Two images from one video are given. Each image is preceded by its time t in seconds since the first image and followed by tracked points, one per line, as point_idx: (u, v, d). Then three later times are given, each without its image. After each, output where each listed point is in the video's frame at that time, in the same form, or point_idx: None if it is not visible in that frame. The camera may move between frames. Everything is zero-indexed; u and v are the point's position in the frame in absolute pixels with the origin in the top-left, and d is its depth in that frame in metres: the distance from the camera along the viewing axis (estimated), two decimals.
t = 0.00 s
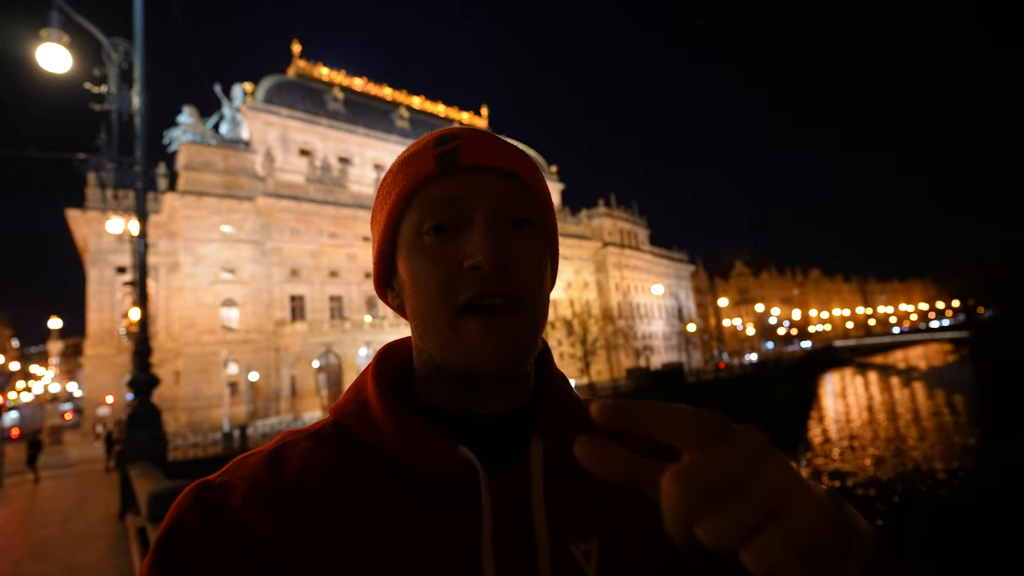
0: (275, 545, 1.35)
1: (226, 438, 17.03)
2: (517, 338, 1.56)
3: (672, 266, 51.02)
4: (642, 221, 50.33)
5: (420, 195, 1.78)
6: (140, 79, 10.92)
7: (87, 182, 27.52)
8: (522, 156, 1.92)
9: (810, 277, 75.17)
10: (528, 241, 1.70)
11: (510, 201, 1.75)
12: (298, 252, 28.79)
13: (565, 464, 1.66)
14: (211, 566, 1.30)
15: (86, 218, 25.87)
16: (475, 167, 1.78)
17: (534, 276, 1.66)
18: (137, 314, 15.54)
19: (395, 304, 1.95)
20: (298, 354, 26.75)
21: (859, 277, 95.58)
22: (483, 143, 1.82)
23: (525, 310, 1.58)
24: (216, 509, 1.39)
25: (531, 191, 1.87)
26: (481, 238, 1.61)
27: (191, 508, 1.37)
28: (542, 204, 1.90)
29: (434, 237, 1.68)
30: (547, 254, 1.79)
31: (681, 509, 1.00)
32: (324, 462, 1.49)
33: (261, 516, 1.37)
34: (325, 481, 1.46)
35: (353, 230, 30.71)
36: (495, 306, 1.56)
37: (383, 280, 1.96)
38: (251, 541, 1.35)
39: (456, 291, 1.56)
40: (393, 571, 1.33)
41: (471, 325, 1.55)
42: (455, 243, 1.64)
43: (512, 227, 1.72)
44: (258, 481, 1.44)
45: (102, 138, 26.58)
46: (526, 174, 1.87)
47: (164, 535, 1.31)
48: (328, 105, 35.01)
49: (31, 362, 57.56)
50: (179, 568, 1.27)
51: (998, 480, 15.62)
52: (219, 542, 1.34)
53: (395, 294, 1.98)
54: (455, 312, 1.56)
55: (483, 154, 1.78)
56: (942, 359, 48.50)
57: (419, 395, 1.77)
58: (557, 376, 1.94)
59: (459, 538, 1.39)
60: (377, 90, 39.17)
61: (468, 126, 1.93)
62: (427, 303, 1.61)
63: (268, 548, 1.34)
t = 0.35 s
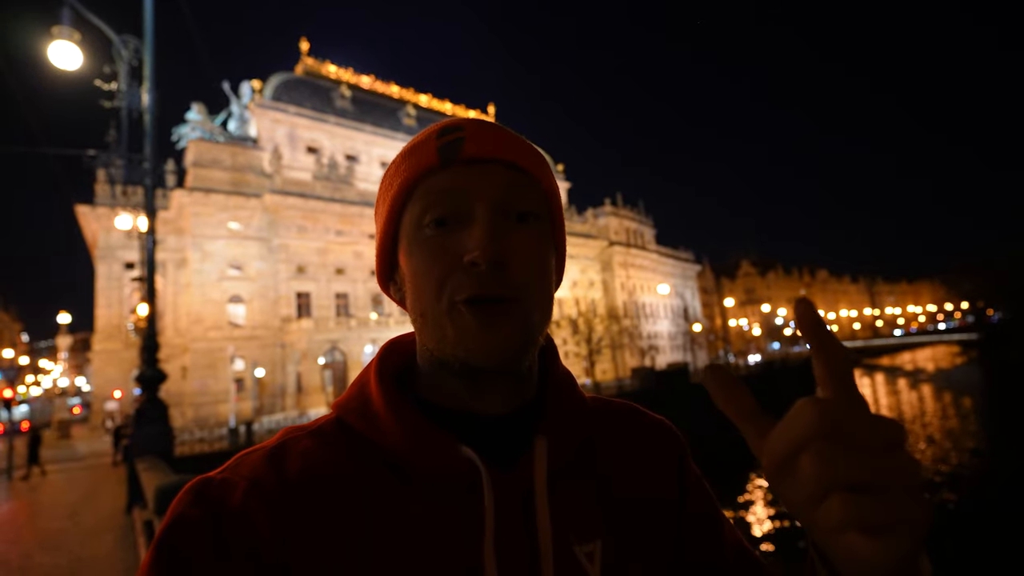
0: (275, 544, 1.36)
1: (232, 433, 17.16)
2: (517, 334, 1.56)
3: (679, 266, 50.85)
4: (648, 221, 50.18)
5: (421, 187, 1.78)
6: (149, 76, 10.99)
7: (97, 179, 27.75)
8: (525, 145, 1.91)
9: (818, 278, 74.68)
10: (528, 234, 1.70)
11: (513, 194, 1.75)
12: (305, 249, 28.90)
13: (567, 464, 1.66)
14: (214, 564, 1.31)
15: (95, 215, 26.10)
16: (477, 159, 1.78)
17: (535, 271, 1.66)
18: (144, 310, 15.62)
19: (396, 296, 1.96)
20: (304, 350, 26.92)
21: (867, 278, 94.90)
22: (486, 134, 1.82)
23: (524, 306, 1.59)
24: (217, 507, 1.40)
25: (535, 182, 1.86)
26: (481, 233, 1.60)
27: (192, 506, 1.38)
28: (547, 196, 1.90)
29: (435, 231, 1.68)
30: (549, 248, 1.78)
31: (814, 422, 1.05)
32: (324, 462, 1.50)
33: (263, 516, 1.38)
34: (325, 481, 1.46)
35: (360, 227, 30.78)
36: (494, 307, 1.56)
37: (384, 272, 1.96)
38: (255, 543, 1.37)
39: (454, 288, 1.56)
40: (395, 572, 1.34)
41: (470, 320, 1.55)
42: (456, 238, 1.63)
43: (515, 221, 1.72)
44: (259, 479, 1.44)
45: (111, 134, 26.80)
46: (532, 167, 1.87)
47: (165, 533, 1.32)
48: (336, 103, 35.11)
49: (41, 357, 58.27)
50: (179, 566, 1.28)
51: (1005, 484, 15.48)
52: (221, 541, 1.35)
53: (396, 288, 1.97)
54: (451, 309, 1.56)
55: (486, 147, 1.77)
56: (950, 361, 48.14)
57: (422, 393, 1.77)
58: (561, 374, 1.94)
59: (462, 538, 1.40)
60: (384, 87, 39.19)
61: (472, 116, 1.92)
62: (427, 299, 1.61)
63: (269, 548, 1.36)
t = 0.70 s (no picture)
0: (277, 539, 1.36)
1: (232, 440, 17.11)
2: (521, 340, 1.57)
3: (680, 272, 50.82)
4: (649, 228, 50.19)
5: (430, 185, 1.78)
6: (153, 83, 11.08)
7: (100, 185, 27.87)
8: (537, 146, 1.90)
9: (819, 284, 74.63)
10: (537, 239, 1.70)
11: (524, 198, 1.75)
12: (306, 255, 28.93)
13: (569, 466, 1.66)
14: (214, 560, 1.31)
15: (98, 221, 26.20)
16: (488, 159, 1.77)
17: (542, 275, 1.66)
18: (146, 316, 15.63)
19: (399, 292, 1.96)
20: (305, 357, 26.93)
21: (868, 285, 94.77)
22: (498, 135, 1.81)
23: (530, 313, 1.60)
24: (217, 502, 1.39)
25: (546, 184, 1.86)
26: (490, 237, 1.61)
27: (192, 499, 1.37)
28: (557, 199, 1.89)
29: (444, 231, 1.69)
30: (558, 252, 1.79)
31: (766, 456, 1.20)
32: (327, 458, 1.48)
33: (265, 512, 1.37)
34: (326, 479, 1.45)
35: (361, 234, 30.82)
36: (501, 308, 1.58)
37: (388, 267, 1.96)
38: (256, 538, 1.36)
39: (462, 290, 1.57)
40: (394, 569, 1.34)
41: (477, 325, 1.57)
42: (464, 239, 1.64)
43: (523, 224, 1.72)
44: (260, 473, 1.43)
45: (115, 141, 26.95)
46: (543, 168, 1.86)
47: (164, 528, 1.30)
48: (338, 110, 35.28)
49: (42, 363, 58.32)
50: (180, 564, 1.27)
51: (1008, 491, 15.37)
52: (220, 535, 1.35)
53: (400, 282, 1.97)
54: (458, 311, 1.57)
55: (497, 147, 1.76)
56: (953, 368, 47.94)
57: (425, 389, 1.76)
58: (563, 373, 1.93)
59: (463, 538, 1.40)
60: (386, 95, 39.40)
61: (484, 114, 1.90)
62: (433, 300, 1.61)
63: (270, 544, 1.35)
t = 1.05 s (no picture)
0: (273, 540, 1.35)
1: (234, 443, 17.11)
2: (517, 331, 1.56)
3: (682, 275, 50.79)
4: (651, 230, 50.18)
5: (422, 184, 1.79)
6: (156, 88, 11.11)
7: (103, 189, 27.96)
8: (522, 145, 1.93)
9: (822, 287, 74.52)
10: (528, 234, 1.72)
11: (512, 193, 1.77)
12: (308, 258, 28.97)
13: (561, 465, 1.65)
14: (210, 559, 1.30)
15: (101, 225, 26.31)
16: (478, 157, 1.79)
17: (534, 269, 1.68)
18: (149, 320, 15.67)
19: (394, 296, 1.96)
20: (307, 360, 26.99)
21: (871, 288, 94.66)
22: (486, 135, 1.84)
23: (524, 303, 1.60)
24: (214, 502, 1.40)
25: (532, 185, 1.89)
26: (483, 230, 1.62)
27: (188, 502, 1.38)
28: (544, 199, 1.93)
29: (436, 228, 1.70)
30: (547, 248, 1.80)
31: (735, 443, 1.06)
32: (322, 459, 1.49)
33: (262, 511, 1.37)
34: (321, 478, 1.45)
35: (363, 237, 30.86)
36: (493, 300, 1.57)
37: (381, 272, 1.97)
38: (251, 539, 1.36)
39: (455, 282, 1.57)
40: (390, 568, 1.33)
41: (467, 316, 1.55)
42: (457, 234, 1.64)
43: (512, 220, 1.73)
44: (256, 474, 1.44)
45: (118, 145, 27.05)
46: (529, 166, 1.89)
47: (162, 527, 1.32)
48: (340, 114, 35.40)
49: (45, 365, 58.52)
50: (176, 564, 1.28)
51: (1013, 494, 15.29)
52: (214, 537, 1.34)
53: (393, 286, 1.98)
54: (456, 303, 1.56)
55: (486, 145, 1.79)
56: (956, 371, 47.79)
57: (418, 390, 1.77)
58: (559, 374, 1.94)
59: (460, 532, 1.40)
60: (388, 98, 39.49)
61: (470, 117, 1.94)
62: (424, 293, 1.61)
63: (266, 545, 1.35)
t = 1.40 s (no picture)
0: (272, 544, 1.35)
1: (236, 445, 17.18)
2: (528, 327, 1.56)
3: (684, 278, 50.73)
4: (653, 233, 50.15)
5: (432, 179, 1.80)
6: (160, 91, 11.17)
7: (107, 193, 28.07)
8: (532, 144, 1.94)
9: (825, 290, 74.38)
10: (537, 231, 1.72)
11: (522, 190, 1.78)
12: (311, 261, 29.01)
13: (562, 466, 1.65)
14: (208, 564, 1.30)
15: (105, 228, 26.43)
16: (490, 153, 1.81)
17: (544, 266, 1.67)
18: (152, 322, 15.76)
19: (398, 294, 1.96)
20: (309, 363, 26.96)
21: (873, 291, 94.41)
22: (500, 131, 1.86)
23: (535, 299, 1.60)
24: (213, 507, 1.40)
25: (543, 183, 1.91)
26: (495, 227, 1.62)
27: (188, 507, 1.38)
28: (553, 197, 1.94)
29: (447, 221, 1.70)
30: (555, 246, 1.80)
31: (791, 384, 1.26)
32: (323, 461, 1.49)
33: (261, 516, 1.38)
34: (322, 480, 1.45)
35: (365, 240, 30.90)
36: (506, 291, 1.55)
37: (387, 266, 1.96)
38: (251, 543, 1.35)
39: (468, 275, 1.56)
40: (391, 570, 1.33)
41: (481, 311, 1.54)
42: (469, 229, 1.64)
43: (522, 215, 1.74)
44: (256, 480, 1.45)
45: (122, 148, 27.20)
46: (540, 166, 1.91)
47: (162, 533, 1.32)
48: (343, 117, 35.53)
49: (48, 368, 58.70)
50: (176, 569, 1.28)
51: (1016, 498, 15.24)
52: (216, 542, 1.34)
53: (398, 283, 1.98)
54: (467, 299, 1.54)
55: (498, 142, 1.80)
56: (959, 374, 47.59)
57: (420, 393, 1.77)
58: (557, 376, 1.94)
59: (462, 533, 1.41)
60: (390, 102, 39.60)
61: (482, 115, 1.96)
62: (436, 286, 1.60)
63: (266, 551, 1.35)
